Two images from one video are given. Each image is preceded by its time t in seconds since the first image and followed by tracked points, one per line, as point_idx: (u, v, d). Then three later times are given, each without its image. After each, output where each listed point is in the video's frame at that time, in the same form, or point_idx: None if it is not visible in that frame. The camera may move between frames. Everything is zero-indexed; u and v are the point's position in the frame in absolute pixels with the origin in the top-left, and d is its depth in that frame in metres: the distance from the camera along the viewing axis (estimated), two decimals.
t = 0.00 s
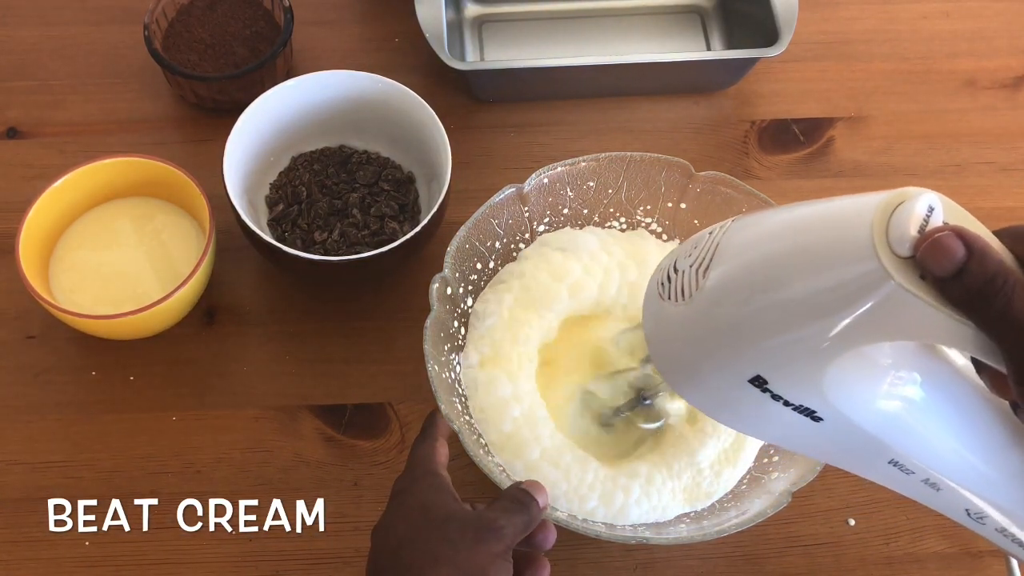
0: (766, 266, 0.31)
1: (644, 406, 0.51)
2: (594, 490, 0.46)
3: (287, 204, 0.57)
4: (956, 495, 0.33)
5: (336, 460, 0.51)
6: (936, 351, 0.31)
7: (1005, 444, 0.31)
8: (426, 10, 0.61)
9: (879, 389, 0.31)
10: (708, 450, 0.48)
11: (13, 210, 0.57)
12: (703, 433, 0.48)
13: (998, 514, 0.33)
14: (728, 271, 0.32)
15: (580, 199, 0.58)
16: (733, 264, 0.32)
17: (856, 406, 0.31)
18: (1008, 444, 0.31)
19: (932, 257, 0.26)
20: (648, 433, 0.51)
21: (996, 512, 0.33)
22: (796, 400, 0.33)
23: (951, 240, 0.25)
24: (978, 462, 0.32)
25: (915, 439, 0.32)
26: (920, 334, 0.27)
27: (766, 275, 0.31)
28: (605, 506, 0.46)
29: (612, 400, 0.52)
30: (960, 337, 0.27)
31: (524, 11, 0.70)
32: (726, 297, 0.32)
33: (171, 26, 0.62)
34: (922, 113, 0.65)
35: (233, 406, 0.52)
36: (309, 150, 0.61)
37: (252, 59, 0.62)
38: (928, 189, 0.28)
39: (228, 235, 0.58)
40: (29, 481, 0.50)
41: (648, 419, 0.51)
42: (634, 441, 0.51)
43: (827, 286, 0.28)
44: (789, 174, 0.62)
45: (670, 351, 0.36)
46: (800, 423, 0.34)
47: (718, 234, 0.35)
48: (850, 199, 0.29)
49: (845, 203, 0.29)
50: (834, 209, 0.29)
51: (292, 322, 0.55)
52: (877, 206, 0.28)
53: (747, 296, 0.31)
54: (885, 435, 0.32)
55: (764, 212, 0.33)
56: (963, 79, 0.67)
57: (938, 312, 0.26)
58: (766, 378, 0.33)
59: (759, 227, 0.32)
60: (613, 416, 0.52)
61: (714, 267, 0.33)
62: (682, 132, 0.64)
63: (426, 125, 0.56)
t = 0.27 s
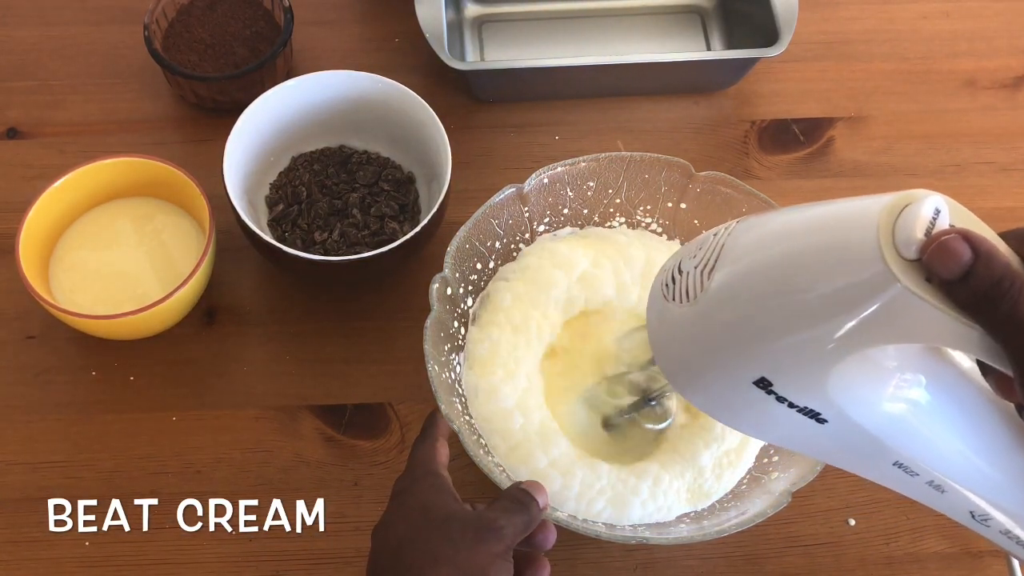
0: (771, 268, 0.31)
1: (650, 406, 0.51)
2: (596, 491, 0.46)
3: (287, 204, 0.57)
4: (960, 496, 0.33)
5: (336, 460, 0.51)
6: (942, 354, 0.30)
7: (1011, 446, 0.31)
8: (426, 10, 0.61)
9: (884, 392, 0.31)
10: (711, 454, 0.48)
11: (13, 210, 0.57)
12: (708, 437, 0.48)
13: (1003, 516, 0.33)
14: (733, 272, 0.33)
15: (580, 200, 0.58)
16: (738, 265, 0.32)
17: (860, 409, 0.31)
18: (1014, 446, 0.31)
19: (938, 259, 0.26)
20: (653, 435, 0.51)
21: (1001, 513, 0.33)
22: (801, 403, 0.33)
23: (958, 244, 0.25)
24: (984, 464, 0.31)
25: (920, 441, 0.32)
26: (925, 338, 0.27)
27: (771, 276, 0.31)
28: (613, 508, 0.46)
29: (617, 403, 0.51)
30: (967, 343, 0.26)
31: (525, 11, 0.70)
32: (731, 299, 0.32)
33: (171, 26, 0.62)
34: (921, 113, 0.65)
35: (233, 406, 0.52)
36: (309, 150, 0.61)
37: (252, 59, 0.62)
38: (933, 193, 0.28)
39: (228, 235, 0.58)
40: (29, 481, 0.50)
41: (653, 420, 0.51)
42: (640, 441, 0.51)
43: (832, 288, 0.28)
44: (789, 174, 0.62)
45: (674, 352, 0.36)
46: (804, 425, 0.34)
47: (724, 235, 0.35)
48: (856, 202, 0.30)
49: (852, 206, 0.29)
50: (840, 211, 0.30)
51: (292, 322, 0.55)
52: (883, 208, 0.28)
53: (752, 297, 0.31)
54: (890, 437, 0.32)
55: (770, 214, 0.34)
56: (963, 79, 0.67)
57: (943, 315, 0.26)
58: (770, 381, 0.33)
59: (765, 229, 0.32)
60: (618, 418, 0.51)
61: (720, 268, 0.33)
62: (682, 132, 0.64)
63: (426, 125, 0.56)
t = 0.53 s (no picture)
0: (769, 273, 0.31)
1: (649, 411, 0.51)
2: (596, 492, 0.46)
3: (287, 204, 0.57)
4: (959, 501, 0.33)
5: (336, 460, 0.51)
6: (943, 359, 0.30)
7: (1010, 451, 0.31)
8: (426, 10, 0.61)
9: (883, 397, 0.31)
10: (711, 455, 0.48)
11: (13, 210, 0.57)
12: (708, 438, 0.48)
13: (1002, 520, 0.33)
14: (731, 277, 0.33)
15: (580, 200, 0.58)
16: (737, 270, 0.32)
17: (860, 414, 0.31)
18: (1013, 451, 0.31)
19: (938, 263, 0.26)
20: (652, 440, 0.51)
21: (1000, 518, 0.33)
22: (800, 407, 0.33)
23: (956, 249, 0.25)
24: (983, 469, 0.31)
25: (920, 446, 0.32)
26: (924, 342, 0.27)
27: (770, 281, 0.31)
28: (619, 508, 0.46)
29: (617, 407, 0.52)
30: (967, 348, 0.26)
31: (525, 11, 0.70)
32: (730, 304, 0.32)
33: (171, 26, 0.62)
34: (921, 113, 0.65)
35: (233, 406, 0.52)
36: (309, 150, 0.61)
37: (252, 59, 0.62)
38: (933, 197, 0.28)
39: (228, 235, 0.58)
40: (29, 482, 0.50)
41: (652, 426, 0.51)
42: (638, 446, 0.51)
43: (831, 293, 0.28)
44: (789, 174, 0.62)
45: (673, 356, 0.36)
46: (804, 429, 0.34)
47: (722, 240, 0.35)
48: (856, 207, 0.29)
49: (851, 211, 0.29)
50: (839, 216, 0.30)
51: (292, 322, 0.55)
52: (882, 213, 0.28)
53: (751, 302, 0.31)
54: (889, 442, 0.32)
55: (768, 218, 0.33)
56: (963, 79, 0.67)
57: (943, 320, 0.26)
58: (769, 385, 0.33)
59: (763, 233, 0.32)
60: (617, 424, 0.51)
61: (718, 272, 0.33)
62: (682, 132, 0.64)
63: (426, 125, 0.56)
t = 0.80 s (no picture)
0: (765, 278, 0.31)
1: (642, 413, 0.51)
2: (598, 493, 0.46)
3: (287, 204, 0.57)
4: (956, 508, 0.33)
5: (336, 460, 0.51)
6: (936, 364, 0.31)
7: (1005, 457, 0.31)
8: (425, 10, 0.61)
9: (880, 401, 0.31)
10: (714, 458, 0.48)
11: (13, 210, 0.57)
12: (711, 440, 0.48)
13: (998, 526, 0.33)
14: (727, 282, 0.32)
15: (580, 200, 0.58)
16: (733, 275, 0.32)
17: (856, 419, 0.31)
18: (1007, 457, 0.31)
19: (934, 269, 0.25)
20: (645, 443, 0.50)
21: (996, 523, 0.33)
22: (796, 412, 0.33)
23: (953, 254, 0.25)
24: (979, 475, 0.31)
25: (915, 451, 0.32)
26: (920, 347, 0.27)
27: (767, 286, 0.31)
28: (626, 508, 0.46)
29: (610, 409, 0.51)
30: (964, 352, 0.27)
31: (525, 12, 0.70)
32: (725, 309, 0.32)
33: (171, 26, 0.62)
34: (922, 113, 0.65)
35: (233, 406, 0.52)
36: (309, 150, 0.61)
37: (252, 59, 0.62)
38: (929, 202, 0.28)
39: (228, 235, 0.58)
40: (29, 482, 0.50)
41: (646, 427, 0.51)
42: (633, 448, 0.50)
43: (827, 298, 0.28)
44: (789, 174, 0.62)
45: (669, 360, 0.36)
46: (799, 434, 0.34)
47: (718, 244, 0.35)
48: (852, 212, 0.29)
49: (847, 215, 0.29)
50: (835, 221, 0.30)
51: (292, 322, 0.55)
52: (878, 219, 0.28)
53: (747, 307, 0.31)
54: (885, 446, 0.32)
55: (764, 223, 0.33)
56: (964, 79, 0.67)
57: (938, 325, 0.26)
58: (765, 390, 0.33)
59: (759, 238, 0.32)
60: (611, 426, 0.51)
61: (714, 277, 0.33)
62: (682, 132, 0.64)
63: (426, 125, 0.56)
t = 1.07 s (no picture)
0: (780, 274, 0.31)
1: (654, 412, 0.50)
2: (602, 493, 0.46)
3: (287, 204, 0.57)
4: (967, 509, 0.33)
5: (336, 460, 0.51)
6: (948, 363, 0.31)
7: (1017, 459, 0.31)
8: (425, 10, 0.61)
9: (892, 400, 0.31)
10: (716, 462, 0.48)
11: (13, 210, 0.57)
12: (714, 442, 0.48)
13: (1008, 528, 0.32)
14: (742, 278, 0.33)
15: (580, 200, 0.58)
16: (748, 271, 0.32)
17: (868, 417, 0.31)
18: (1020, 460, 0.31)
19: (952, 266, 0.26)
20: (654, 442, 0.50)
21: (1006, 525, 0.32)
22: (808, 409, 0.32)
23: (971, 252, 0.26)
24: (990, 476, 0.31)
25: (926, 450, 0.31)
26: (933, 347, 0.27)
27: (782, 282, 0.31)
28: (629, 507, 0.46)
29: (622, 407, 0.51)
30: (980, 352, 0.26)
31: (525, 12, 0.70)
32: (740, 305, 0.32)
33: (171, 26, 0.62)
34: (921, 113, 0.65)
35: (233, 406, 0.52)
36: (309, 150, 0.61)
37: (252, 59, 0.62)
38: (946, 200, 0.28)
39: (228, 235, 0.58)
40: (29, 482, 0.50)
41: (657, 427, 0.51)
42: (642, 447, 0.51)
43: (842, 295, 0.28)
44: (789, 174, 0.62)
45: (681, 355, 0.36)
46: (809, 430, 0.34)
47: (733, 240, 0.35)
48: (869, 208, 0.29)
49: (864, 212, 0.29)
50: (852, 217, 0.30)
51: (292, 322, 0.55)
52: (895, 216, 0.28)
53: (761, 303, 0.31)
54: (896, 444, 0.32)
55: (780, 219, 0.33)
56: (963, 79, 0.67)
57: (954, 322, 0.26)
58: (778, 386, 0.33)
59: (774, 234, 0.32)
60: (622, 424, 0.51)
61: (728, 273, 0.33)
62: (682, 132, 0.64)
63: (426, 125, 0.56)
